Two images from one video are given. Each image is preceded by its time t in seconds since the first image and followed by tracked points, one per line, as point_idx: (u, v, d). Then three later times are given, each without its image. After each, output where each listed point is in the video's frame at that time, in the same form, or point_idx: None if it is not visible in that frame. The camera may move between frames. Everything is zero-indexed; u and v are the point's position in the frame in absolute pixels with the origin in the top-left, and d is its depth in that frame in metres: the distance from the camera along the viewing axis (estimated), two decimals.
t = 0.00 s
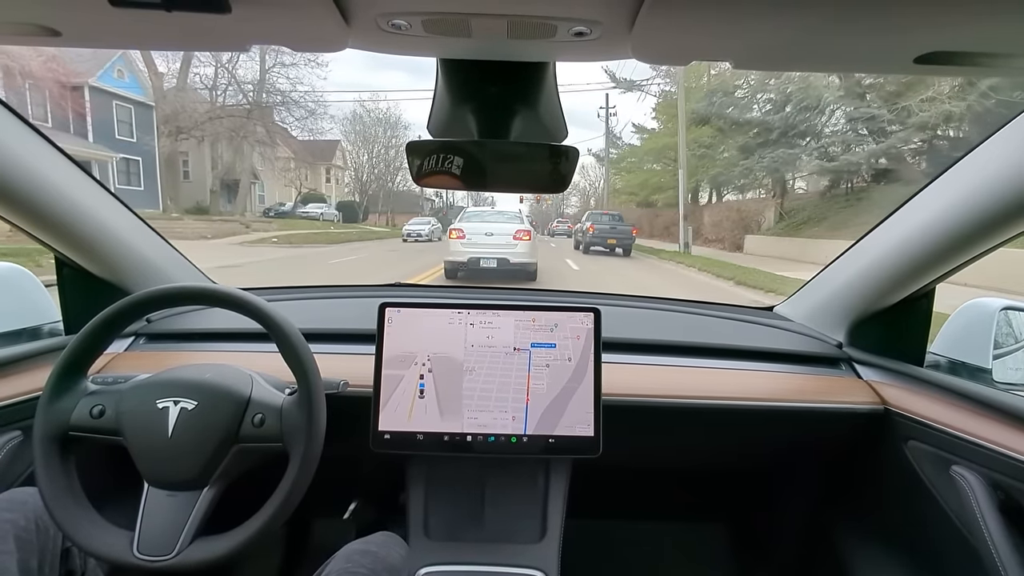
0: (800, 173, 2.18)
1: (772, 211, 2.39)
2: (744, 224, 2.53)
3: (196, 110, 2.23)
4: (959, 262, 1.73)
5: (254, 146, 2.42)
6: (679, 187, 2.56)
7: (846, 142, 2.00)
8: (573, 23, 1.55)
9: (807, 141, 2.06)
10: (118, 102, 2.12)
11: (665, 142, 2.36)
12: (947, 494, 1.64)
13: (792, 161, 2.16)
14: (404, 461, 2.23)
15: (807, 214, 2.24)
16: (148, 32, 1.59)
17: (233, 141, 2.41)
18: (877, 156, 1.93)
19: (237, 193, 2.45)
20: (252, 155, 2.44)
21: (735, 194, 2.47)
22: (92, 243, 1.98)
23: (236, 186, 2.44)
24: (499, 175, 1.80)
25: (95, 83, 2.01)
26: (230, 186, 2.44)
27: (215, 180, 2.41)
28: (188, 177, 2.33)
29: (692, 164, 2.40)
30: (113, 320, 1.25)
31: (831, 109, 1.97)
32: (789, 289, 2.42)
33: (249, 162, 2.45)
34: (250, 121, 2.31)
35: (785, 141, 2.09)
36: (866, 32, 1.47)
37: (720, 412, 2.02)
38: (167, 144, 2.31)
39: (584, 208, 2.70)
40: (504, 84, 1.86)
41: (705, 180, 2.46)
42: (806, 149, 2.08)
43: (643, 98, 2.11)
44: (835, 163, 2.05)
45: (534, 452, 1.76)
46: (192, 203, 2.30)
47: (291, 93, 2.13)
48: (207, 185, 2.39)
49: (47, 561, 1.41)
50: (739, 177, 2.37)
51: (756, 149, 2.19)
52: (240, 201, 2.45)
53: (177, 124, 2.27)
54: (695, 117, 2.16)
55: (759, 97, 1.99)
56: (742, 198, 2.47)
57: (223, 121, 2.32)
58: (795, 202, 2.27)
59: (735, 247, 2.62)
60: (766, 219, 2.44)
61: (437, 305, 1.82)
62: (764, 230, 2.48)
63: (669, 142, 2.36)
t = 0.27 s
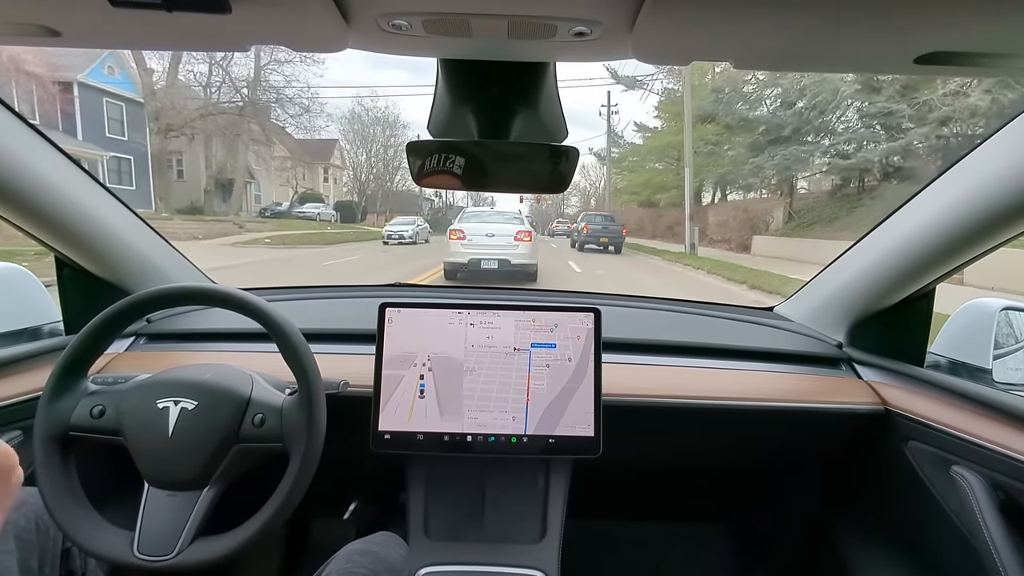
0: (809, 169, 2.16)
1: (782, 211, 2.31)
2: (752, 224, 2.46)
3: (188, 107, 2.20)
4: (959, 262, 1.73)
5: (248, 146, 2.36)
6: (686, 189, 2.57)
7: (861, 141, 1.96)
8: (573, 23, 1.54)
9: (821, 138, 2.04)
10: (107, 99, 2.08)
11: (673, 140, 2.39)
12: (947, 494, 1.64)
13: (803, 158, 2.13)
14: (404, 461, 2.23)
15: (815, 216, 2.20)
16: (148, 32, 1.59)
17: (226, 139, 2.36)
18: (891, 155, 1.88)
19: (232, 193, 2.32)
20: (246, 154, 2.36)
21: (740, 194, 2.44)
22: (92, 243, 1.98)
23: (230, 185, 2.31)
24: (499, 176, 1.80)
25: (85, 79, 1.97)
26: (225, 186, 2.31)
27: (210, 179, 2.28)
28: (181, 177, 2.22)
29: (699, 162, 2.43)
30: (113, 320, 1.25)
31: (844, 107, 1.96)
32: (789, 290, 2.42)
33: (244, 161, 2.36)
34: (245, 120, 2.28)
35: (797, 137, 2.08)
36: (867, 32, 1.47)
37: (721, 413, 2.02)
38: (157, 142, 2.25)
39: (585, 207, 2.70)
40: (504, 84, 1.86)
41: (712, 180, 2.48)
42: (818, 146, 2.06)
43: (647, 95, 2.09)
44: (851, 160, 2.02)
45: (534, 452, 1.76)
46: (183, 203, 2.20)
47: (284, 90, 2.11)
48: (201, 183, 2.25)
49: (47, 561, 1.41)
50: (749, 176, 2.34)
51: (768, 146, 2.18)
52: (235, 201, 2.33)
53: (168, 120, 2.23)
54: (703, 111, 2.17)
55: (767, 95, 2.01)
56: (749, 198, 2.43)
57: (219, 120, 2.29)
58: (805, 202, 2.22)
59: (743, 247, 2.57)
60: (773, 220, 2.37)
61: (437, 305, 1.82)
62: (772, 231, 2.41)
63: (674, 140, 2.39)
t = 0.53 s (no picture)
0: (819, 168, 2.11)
1: (789, 211, 2.29)
2: (759, 224, 2.43)
3: (178, 103, 2.22)
4: (959, 262, 1.73)
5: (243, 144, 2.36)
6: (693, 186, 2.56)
7: (875, 137, 1.91)
8: (573, 24, 1.54)
9: (834, 134, 2.00)
10: (102, 97, 2.09)
11: (677, 138, 2.38)
12: (948, 495, 1.64)
13: (815, 156, 2.08)
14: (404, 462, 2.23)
15: (824, 216, 2.14)
16: (147, 33, 1.59)
17: (223, 138, 2.34)
18: (907, 152, 1.82)
19: (227, 192, 2.38)
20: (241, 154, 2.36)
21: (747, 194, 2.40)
22: (92, 244, 1.98)
23: (224, 185, 2.36)
24: (500, 176, 1.80)
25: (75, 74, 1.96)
26: (220, 185, 2.36)
27: (205, 179, 2.33)
28: (177, 177, 2.25)
29: (705, 160, 2.40)
30: (113, 320, 1.26)
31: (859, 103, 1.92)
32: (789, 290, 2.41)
33: (240, 159, 2.37)
34: (238, 117, 2.28)
35: (810, 133, 2.04)
36: (866, 32, 1.47)
37: (720, 413, 2.02)
38: (148, 141, 2.24)
39: (585, 208, 2.70)
40: (504, 85, 1.87)
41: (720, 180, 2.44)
42: (832, 142, 2.01)
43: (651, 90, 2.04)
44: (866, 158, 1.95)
45: (534, 453, 1.76)
46: (181, 204, 2.22)
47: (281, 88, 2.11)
48: (195, 180, 2.31)
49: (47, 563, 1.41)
50: (757, 174, 2.31)
51: (778, 143, 2.14)
52: (230, 200, 2.38)
53: (157, 118, 2.24)
54: (710, 108, 2.13)
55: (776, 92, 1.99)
56: (756, 197, 2.38)
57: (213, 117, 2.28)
58: (814, 199, 2.17)
59: (749, 249, 2.52)
60: (782, 220, 2.33)
61: (436, 305, 1.82)
62: (780, 232, 2.37)
63: (678, 138, 2.38)
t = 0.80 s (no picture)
0: (827, 166, 2.06)
1: (798, 211, 2.22)
2: (766, 225, 2.36)
3: (170, 102, 2.19)
4: (959, 261, 1.73)
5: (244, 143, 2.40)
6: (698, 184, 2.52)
7: (892, 134, 1.85)
8: (573, 23, 1.54)
9: (848, 131, 1.94)
10: (90, 94, 1.98)
11: (680, 137, 2.34)
12: (948, 493, 1.64)
13: (828, 153, 2.02)
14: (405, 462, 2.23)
15: (835, 216, 2.08)
16: (147, 33, 1.59)
17: (216, 137, 2.39)
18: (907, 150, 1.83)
19: (222, 192, 2.37)
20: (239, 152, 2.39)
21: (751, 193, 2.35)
22: (92, 244, 1.98)
23: (219, 184, 2.35)
24: (500, 176, 1.80)
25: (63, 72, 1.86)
26: (215, 185, 2.35)
27: (199, 179, 2.31)
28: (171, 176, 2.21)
29: (711, 158, 2.35)
30: (114, 320, 1.26)
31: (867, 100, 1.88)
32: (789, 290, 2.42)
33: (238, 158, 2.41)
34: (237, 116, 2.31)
35: (823, 129, 1.97)
36: (866, 31, 1.47)
37: (721, 412, 2.02)
38: (138, 138, 2.19)
39: (585, 208, 2.69)
40: (504, 85, 1.86)
41: (728, 178, 2.36)
42: (846, 138, 1.95)
43: (653, 87, 2.03)
44: (875, 156, 1.92)
45: (534, 452, 1.76)
46: (171, 204, 2.16)
47: (280, 88, 2.11)
48: (188, 182, 2.25)
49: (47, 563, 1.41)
50: (766, 174, 2.21)
51: (789, 139, 2.07)
52: (225, 200, 2.37)
53: (147, 115, 2.19)
54: (717, 99, 2.06)
55: (786, 87, 1.93)
56: (762, 197, 2.31)
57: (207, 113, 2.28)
58: (823, 199, 2.10)
59: (756, 249, 2.45)
60: (790, 219, 2.26)
61: (437, 305, 1.82)
62: (790, 232, 2.29)
63: (679, 135, 2.33)
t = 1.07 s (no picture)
0: (839, 164, 2.07)
1: (807, 210, 2.24)
2: (774, 226, 2.41)
3: (160, 104, 2.24)
4: (959, 262, 1.73)
5: (240, 142, 2.47)
6: (703, 185, 2.62)
7: (905, 132, 1.84)
8: (573, 23, 1.54)
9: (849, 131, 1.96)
10: (83, 92, 1.96)
11: (683, 135, 2.41)
12: (949, 494, 1.64)
13: (840, 151, 2.03)
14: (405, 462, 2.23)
15: (844, 215, 2.08)
16: (147, 34, 1.59)
17: (211, 136, 2.45)
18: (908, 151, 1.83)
19: (218, 191, 2.41)
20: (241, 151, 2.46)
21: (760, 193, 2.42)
22: (92, 245, 1.98)
23: (214, 184, 2.40)
24: (500, 176, 1.80)
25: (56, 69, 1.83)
26: (209, 184, 2.38)
27: (194, 178, 2.33)
28: (165, 176, 2.21)
29: (716, 157, 2.43)
30: (114, 321, 1.26)
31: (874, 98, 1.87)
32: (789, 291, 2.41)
33: (237, 157, 2.46)
34: (232, 116, 2.36)
35: (835, 128, 1.98)
36: (866, 32, 1.47)
37: (721, 413, 2.02)
38: (129, 136, 2.23)
39: (584, 208, 2.69)
40: (504, 85, 1.87)
41: (735, 177, 2.44)
42: (857, 136, 1.95)
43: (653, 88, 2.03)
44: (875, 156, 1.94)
45: (534, 453, 1.76)
46: (167, 205, 2.15)
47: (281, 88, 2.11)
48: (184, 179, 2.29)
49: (47, 564, 1.41)
50: (774, 172, 2.26)
51: (800, 137, 2.08)
52: (221, 200, 2.40)
53: (138, 113, 2.24)
54: (722, 102, 2.09)
55: (790, 84, 1.91)
56: (770, 197, 2.38)
57: (203, 112, 2.35)
58: (834, 198, 2.11)
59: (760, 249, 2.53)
60: (797, 219, 2.28)
61: (436, 305, 1.82)
62: (796, 232, 2.31)
63: (681, 134, 2.40)
